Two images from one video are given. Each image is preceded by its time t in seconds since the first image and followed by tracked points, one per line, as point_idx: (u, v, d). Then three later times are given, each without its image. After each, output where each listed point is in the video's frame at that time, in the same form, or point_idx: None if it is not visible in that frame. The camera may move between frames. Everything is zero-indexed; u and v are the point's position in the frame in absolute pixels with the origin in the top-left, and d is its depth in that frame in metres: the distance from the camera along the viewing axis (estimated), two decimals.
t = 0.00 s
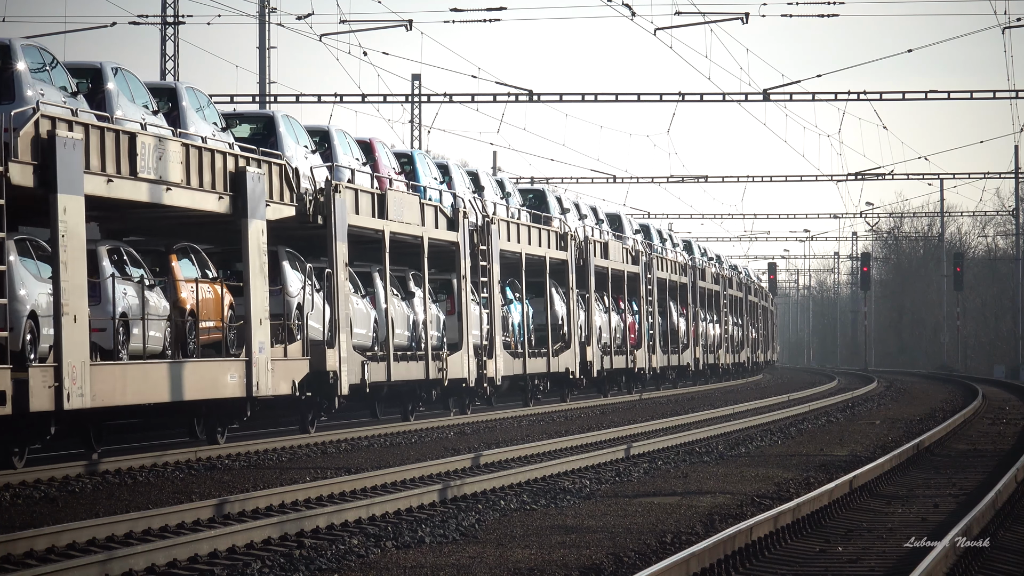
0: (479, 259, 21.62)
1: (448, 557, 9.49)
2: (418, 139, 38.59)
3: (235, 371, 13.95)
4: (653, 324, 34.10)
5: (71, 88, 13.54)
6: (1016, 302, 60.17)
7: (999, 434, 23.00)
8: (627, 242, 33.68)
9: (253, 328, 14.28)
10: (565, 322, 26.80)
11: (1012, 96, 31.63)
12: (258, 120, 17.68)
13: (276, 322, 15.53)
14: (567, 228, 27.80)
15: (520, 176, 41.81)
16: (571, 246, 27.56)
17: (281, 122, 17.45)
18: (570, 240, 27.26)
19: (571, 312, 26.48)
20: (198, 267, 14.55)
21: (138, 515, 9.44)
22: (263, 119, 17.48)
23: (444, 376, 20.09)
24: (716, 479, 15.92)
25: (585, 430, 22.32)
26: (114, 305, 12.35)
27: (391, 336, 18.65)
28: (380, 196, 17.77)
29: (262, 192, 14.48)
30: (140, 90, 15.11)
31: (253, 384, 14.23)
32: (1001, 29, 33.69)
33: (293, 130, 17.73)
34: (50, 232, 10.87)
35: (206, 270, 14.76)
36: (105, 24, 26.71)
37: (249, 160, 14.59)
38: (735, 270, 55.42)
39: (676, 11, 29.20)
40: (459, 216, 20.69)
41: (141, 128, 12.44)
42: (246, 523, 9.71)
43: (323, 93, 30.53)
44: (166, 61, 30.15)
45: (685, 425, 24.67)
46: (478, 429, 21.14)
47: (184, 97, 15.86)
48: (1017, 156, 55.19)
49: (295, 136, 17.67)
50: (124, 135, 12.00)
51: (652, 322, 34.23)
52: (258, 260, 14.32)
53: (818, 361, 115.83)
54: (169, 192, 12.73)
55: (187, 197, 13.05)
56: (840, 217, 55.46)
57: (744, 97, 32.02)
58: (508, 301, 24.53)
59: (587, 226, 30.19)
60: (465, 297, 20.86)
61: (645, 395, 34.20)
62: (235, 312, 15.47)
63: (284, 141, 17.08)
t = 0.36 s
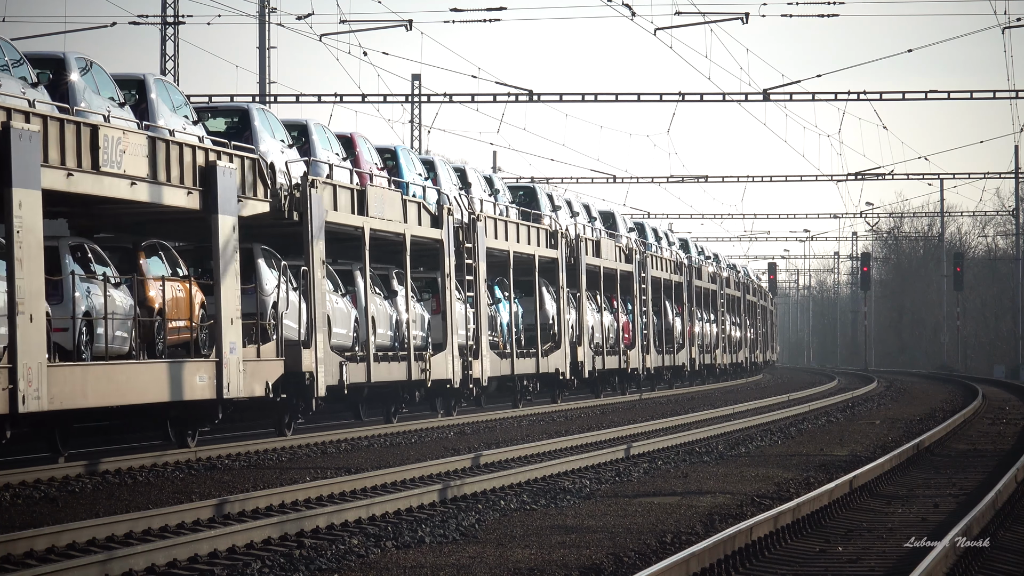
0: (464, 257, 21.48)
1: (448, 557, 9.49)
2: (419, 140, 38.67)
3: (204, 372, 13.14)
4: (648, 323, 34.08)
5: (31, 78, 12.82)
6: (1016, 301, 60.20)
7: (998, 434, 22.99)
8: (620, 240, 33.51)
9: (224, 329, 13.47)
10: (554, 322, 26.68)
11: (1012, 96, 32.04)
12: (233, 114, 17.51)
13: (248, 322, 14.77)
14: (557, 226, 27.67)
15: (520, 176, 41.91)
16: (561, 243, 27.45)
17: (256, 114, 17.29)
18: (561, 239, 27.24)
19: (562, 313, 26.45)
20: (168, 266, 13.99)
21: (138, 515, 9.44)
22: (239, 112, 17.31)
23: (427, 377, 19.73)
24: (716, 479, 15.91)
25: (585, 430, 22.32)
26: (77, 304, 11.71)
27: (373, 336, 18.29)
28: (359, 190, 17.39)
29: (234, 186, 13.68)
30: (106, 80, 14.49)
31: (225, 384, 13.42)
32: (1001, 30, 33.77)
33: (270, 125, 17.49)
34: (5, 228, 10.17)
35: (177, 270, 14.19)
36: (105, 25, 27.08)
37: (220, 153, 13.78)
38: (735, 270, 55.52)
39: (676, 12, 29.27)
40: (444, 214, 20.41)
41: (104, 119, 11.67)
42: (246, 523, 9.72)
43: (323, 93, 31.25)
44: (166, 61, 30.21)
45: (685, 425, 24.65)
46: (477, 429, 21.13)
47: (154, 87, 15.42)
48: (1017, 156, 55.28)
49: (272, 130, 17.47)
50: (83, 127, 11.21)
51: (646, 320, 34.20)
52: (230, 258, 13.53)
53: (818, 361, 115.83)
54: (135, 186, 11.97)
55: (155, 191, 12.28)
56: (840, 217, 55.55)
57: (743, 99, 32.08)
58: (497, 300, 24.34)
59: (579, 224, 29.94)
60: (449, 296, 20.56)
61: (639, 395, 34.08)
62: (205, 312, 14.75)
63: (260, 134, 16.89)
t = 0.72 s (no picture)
0: (449, 255, 21.12)
1: (448, 557, 9.49)
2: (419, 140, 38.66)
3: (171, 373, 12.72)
4: (640, 321, 33.96)
5: None
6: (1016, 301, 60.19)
7: (998, 434, 22.98)
8: (613, 239, 33.38)
9: (192, 328, 13.14)
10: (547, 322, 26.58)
11: (1012, 96, 31.81)
12: (208, 107, 17.10)
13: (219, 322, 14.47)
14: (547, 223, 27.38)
15: (520, 176, 41.89)
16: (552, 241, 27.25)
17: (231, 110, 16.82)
18: (550, 237, 26.99)
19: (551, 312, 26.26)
20: (136, 263, 13.26)
21: (138, 515, 9.45)
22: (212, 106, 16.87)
23: (410, 377, 19.39)
24: (716, 478, 15.92)
25: (585, 430, 22.30)
26: (37, 303, 11.22)
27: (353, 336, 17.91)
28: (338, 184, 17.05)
29: (203, 181, 13.37)
30: (72, 74, 13.75)
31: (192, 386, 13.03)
32: (1002, 30, 33.79)
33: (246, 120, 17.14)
34: None
35: (145, 267, 13.46)
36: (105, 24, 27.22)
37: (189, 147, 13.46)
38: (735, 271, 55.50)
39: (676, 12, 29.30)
40: (427, 211, 20.18)
41: (64, 111, 11.38)
42: (246, 523, 9.71)
43: (323, 94, 30.55)
44: (165, 62, 30.19)
45: (685, 425, 24.64)
46: (477, 429, 21.12)
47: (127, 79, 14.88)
48: (1017, 156, 55.24)
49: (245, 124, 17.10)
50: (42, 119, 10.92)
51: (639, 319, 34.05)
52: (198, 257, 13.22)
53: (818, 361, 115.86)
54: (97, 180, 11.66)
55: (119, 186, 11.97)
56: (840, 217, 55.55)
57: (743, 100, 32.05)
58: (484, 300, 24.04)
59: (569, 223, 29.69)
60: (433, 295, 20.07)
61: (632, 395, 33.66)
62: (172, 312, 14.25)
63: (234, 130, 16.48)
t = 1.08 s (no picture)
0: (433, 252, 20.21)
1: (447, 557, 9.49)
2: (419, 140, 38.67)
3: (134, 376, 11.71)
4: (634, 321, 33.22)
5: None
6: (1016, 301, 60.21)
7: (998, 434, 22.99)
8: (605, 237, 32.40)
9: (159, 328, 12.11)
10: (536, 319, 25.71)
11: (1012, 96, 31.86)
12: (179, 100, 16.45)
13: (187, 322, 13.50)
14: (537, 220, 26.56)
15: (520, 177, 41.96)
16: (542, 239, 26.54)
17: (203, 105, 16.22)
18: (540, 235, 26.09)
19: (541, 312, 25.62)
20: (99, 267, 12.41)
21: (138, 515, 9.44)
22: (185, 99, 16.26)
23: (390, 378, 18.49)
24: (716, 478, 15.92)
25: (585, 430, 22.29)
26: None
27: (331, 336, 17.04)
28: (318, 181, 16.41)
29: (171, 176, 12.38)
30: (35, 68, 12.55)
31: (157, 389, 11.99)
32: (1001, 30, 33.82)
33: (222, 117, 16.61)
34: None
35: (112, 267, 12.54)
36: (105, 24, 27.23)
37: (155, 139, 12.43)
38: (734, 270, 55.55)
39: (676, 12, 29.20)
40: (410, 206, 19.40)
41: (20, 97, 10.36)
42: (246, 523, 9.72)
43: (323, 94, 30.59)
44: (165, 62, 30.18)
45: (685, 425, 24.64)
46: (476, 429, 21.09)
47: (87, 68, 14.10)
48: (1017, 157, 55.24)
49: (221, 121, 16.58)
50: None
51: (632, 319, 33.22)
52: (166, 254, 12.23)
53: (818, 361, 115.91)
54: (55, 173, 10.68)
55: (79, 180, 10.96)
56: (840, 217, 55.54)
57: (743, 99, 31.88)
58: (472, 298, 23.45)
59: (561, 220, 28.65)
60: (415, 294, 19.33)
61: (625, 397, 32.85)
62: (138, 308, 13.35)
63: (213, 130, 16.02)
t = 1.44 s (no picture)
0: (415, 251, 19.63)
1: (448, 557, 9.49)
2: (419, 139, 38.71)
3: (98, 376, 11.26)
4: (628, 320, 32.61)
5: None
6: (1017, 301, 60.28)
7: (997, 434, 23.00)
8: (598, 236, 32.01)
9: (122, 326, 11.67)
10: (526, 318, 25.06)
11: (1012, 96, 32.11)
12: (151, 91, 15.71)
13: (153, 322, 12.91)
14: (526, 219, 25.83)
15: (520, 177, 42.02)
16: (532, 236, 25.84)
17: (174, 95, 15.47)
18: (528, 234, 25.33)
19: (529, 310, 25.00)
20: (64, 258, 11.43)
21: (137, 515, 9.43)
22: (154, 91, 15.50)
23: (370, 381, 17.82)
24: (716, 478, 15.92)
25: (585, 430, 22.31)
26: None
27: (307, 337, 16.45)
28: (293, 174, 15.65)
29: (135, 169, 11.90)
30: None
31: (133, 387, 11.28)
32: (1001, 31, 33.87)
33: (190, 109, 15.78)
34: None
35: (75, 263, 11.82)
36: (104, 24, 28.33)
37: (119, 132, 11.97)
38: (734, 270, 55.61)
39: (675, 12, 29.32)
40: (392, 203, 18.74)
41: None
42: (246, 523, 9.72)
43: (323, 93, 30.92)
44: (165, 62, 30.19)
45: (685, 424, 24.67)
46: (474, 429, 21.07)
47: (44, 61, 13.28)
48: (1017, 157, 55.33)
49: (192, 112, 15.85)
50: None
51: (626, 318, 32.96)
52: (129, 250, 11.78)
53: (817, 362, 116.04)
54: (9, 166, 10.24)
55: (36, 174, 10.54)
56: (840, 217, 55.59)
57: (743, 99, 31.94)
58: (457, 297, 22.62)
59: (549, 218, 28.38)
60: (398, 292, 18.86)
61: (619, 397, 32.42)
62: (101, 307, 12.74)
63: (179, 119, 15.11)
